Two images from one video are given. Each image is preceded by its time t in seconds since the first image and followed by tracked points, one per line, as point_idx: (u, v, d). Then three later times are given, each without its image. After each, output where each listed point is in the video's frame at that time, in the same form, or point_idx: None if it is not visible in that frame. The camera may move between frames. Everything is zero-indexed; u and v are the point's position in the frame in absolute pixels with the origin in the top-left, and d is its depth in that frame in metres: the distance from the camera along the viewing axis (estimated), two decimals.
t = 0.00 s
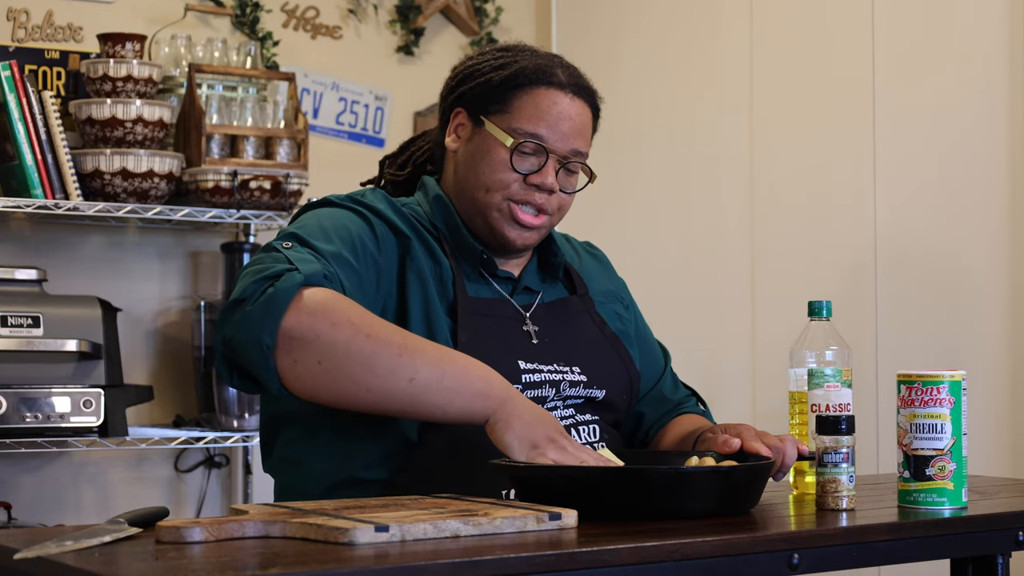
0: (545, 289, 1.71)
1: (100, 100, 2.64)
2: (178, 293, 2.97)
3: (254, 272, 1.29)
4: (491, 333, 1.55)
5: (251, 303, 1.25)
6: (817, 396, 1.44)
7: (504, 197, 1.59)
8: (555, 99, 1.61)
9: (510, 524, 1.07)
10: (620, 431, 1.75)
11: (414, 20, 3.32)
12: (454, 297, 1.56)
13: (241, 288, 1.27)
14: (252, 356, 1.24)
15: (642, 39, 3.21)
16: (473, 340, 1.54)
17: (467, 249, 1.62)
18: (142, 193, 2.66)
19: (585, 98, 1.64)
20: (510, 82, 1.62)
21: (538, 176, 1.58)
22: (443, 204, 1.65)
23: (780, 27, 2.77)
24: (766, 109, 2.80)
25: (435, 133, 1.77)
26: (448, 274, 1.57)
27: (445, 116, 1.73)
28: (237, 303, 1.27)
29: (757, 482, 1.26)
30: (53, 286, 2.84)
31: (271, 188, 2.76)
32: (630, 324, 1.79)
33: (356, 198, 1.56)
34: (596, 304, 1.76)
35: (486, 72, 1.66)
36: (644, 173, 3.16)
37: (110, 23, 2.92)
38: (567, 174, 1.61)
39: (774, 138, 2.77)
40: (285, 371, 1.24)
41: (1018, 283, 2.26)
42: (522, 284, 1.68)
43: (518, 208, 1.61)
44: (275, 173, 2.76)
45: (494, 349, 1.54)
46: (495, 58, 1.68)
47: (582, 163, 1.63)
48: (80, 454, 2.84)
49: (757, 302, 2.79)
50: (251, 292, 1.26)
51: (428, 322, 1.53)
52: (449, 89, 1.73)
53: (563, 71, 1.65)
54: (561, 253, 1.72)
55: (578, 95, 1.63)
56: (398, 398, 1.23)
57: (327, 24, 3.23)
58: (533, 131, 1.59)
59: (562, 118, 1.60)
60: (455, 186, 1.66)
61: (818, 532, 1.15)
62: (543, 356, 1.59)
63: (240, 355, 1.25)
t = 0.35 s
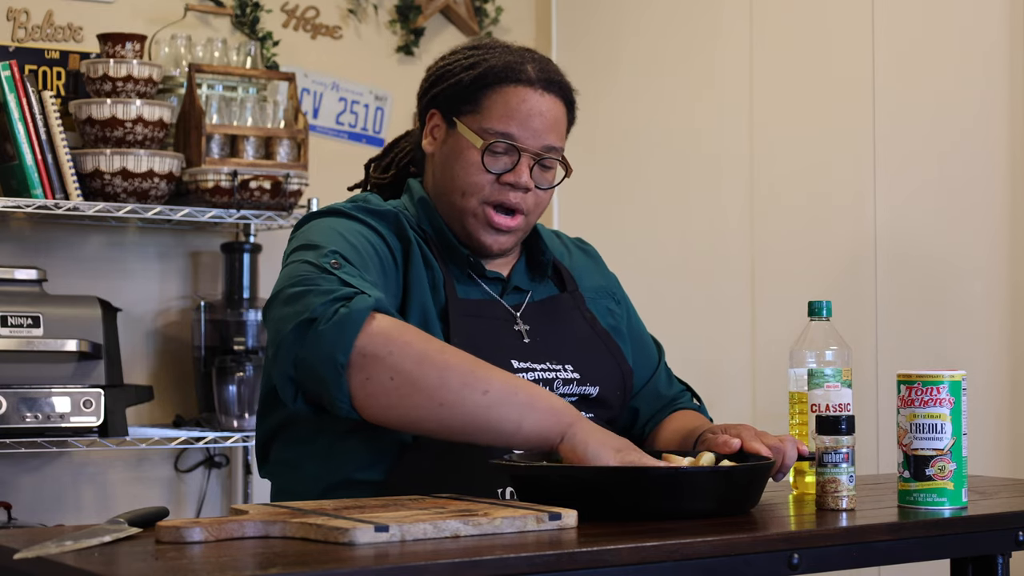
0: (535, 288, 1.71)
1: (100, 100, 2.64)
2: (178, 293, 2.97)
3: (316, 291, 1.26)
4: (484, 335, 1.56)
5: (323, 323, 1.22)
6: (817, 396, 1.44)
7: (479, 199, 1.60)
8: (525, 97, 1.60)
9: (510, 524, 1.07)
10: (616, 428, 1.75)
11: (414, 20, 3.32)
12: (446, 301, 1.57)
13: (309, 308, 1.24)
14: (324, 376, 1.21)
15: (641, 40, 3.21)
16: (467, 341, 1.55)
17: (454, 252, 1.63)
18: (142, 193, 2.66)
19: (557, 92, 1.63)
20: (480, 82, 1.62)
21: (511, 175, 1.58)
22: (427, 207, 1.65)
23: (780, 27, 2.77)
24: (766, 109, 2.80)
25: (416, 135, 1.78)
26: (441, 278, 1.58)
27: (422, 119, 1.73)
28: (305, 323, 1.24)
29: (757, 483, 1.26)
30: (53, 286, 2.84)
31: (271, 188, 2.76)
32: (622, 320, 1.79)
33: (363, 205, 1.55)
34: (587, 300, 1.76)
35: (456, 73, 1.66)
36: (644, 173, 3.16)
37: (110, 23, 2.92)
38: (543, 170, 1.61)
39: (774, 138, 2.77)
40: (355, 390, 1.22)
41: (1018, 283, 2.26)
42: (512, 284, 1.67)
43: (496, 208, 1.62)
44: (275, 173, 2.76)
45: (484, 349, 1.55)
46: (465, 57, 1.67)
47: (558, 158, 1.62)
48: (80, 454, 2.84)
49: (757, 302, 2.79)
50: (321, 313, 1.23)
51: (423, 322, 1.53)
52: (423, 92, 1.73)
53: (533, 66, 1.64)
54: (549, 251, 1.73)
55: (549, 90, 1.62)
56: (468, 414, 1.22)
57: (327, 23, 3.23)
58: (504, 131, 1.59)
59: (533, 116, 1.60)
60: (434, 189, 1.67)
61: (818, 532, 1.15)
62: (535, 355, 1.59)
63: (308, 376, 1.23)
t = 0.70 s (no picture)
0: (536, 284, 1.71)
1: (100, 100, 2.64)
2: (178, 293, 2.97)
3: (254, 282, 1.29)
4: (482, 332, 1.56)
5: (255, 313, 1.26)
6: (817, 396, 1.44)
7: (490, 192, 1.60)
8: (540, 95, 1.62)
9: (510, 524, 1.07)
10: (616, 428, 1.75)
11: (414, 20, 3.32)
12: (445, 296, 1.57)
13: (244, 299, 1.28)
14: (259, 365, 1.24)
15: (641, 40, 3.21)
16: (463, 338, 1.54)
17: (455, 247, 1.62)
18: (142, 193, 2.66)
19: (568, 95, 1.66)
20: (495, 79, 1.64)
21: (523, 170, 1.59)
22: (429, 204, 1.65)
23: (780, 27, 2.77)
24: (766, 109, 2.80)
25: (417, 133, 1.78)
26: (437, 273, 1.58)
27: (428, 115, 1.74)
28: (243, 313, 1.28)
29: (757, 482, 1.26)
30: (53, 286, 2.84)
31: (271, 188, 2.76)
32: (622, 319, 1.79)
33: (349, 201, 1.57)
34: (588, 298, 1.76)
35: (470, 70, 1.67)
36: (644, 173, 3.16)
37: (110, 23, 2.92)
38: (552, 169, 1.62)
39: (774, 139, 2.77)
40: (293, 375, 1.24)
41: (1018, 283, 2.26)
42: (513, 280, 1.67)
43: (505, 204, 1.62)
44: (275, 173, 2.76)
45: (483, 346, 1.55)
46: (478, 56, 1.69)
47: (566, 159, 1.64)
48: (80, 454, 2.84)
49: (757, 302, 2.79)
50: (255, 302, 1.27)
51: (419, 317, 1.54)
52: (431, 88, 1.74)
53: (547, 68, 1.66)
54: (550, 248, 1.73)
55: (562, 91, 1.65)
56: (408, 392, 1.23)
57: (327, 24, 3.23)
58: (518, 126, 1.60)
59: (547, 114, 1.62)
60: (440, 185, 1.67)
61: (818, 532, 1.15)
62: (535, 352, 1.59)
63: (246, 365, 1.26)
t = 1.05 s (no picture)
0: (533, 284, 1.71)
1: (100, 100, 2.64)
2: (178, 293, 2.97)
3: (308, 312, 1.27)
4: (480, 332, 1.56)
5: (317, 344, 1.24)
6: (817, 396, 1.44)
7: (485, 186, 1.60)
8: (529, 86, 1.64)
9: (510, 524, 1.07)
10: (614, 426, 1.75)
11: (414, 20, 3.32)
12: (443, 295, 1.56)
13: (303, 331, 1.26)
14: (327, 396, 1.23)
15: (641, 40, 3.21)
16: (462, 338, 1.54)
17: (453, 247, 1.62)
18: (142, 193, 2.66)
19: (556, 87, 1.68)
20: (482, 73, 1.65)
21: (517, 162, 1.60)
22: (423, 206, 1.64)
23: (780, 27, 2.77)
24: (766, 109, 2.80)
25: (407, 136, 1.77)
26: (439, 273, 1.58)
27: (416, 115, 1.74)
28: (301, 346, 1.26)
29: (757, 483, 1.26)
30: (53, 286, 2.84)
31: (271, 188, 2.76)
32: (621, 318, 1.79)
33: (353, 207, 1.55)
34: (586, 297, 1.76)
35: (457, 66, 1.68)
36: (644, 173, 3.16)
37: (110, 23, 2.92)
38: (545, 161, 1.64)
39: (774, 139, 2.77)
40: (359, 405, 1.24)
41: (1018, 283, 2.26)
42: (510, 281, 1.67)
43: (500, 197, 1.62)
44: (275, 173, 2.76)
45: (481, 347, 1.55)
46: (464, 52, 1.69)
47: (558, 150, 1.65)
48: (80, 454, 2.84)
49: (757, 302, 2.79)
50: (315, 332, 1.25)
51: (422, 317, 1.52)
52: (417, 88, 1.74)
53: (534, 60, 1.68)
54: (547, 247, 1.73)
55: (550, 82, 1.66)
56: (460, 436, 1.22)
57: (327, 24, 3.23)
58: (509, 118, 1.61)
59: (537, 105, 1.63)
60: (433, 184, 1.67)
61: (818, 532, 1.15)
62: (532, 352, 1.59)
63: (313, 397, 1.25)
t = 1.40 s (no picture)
0: (530, 284, 1.71)
1: (100, 100, 2.64)
2: (178, 293, 2.97)
3: (329, 293, 1.24)
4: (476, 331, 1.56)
5: (341, 325, 1.21)
6: (817, 396, 1.44)
7: (486, 187, 1.60)
8: (530, 87, 1.63)
9: (510, 524, 1.07)
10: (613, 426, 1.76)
11: (414, 20, 3.32)
12: (440, 293, 1.56)
13: (325, 312, 1.22)
14: (348, 378, 1.20)
15: (641, 40, 3.21)
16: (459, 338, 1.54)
17: (451, 246, 1.62)
18: (142, 193, 2.66)
19: (556, 87, 1.68)
20: (483, 74, 1.64)
21: (519, 164, 1.60)
22: (420, 204, 1.64)
23: (781, 27, 2.77)
24: (766, 109, 2.80)
25: (405, 136, 1.77)
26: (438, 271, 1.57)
27: (416, 116, 1.73)
28: (324, 328, 1.22)
29: (756, 483, 1.26)
30: (52, 286, 2.84)
31: (271, 188, 2.76)
32: (617, 318, 1.79)
33: (364, 204, 1.52)
34: (583, 297, 1.76)
35: (456, 67, 1.68)
36: (644, 173, 3.16)
37: (110, 23, 2.92)
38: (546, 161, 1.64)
39: (774, 139, 2.77)
40: (382, 390, 1.21)
41: (1018, 283, 2.26)
42: (507, 281, 1.68)
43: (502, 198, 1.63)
44: (275, 173, 2.76)
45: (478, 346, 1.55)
46: (464, 53, 1.69)
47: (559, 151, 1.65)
48: (80, 454, 2.84)
49: (757, 302, 2.79)
50: (338, 314, 1.21)
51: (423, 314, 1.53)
52: (416, 89, 1.74)
53: (534, 61, 1.68)
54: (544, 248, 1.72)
55: (550, 83, 1.66)
56: (494, 427, 1.19)
57: (327, 24, 3.23)
58: (511, 119, 1.61)
59: (538, 106, 1.63)
60: (433, 186, 1.66)
61: (818, 532, 1.15)
62: (528, 352, 1.59)
63: (332, 379, 1.22)
